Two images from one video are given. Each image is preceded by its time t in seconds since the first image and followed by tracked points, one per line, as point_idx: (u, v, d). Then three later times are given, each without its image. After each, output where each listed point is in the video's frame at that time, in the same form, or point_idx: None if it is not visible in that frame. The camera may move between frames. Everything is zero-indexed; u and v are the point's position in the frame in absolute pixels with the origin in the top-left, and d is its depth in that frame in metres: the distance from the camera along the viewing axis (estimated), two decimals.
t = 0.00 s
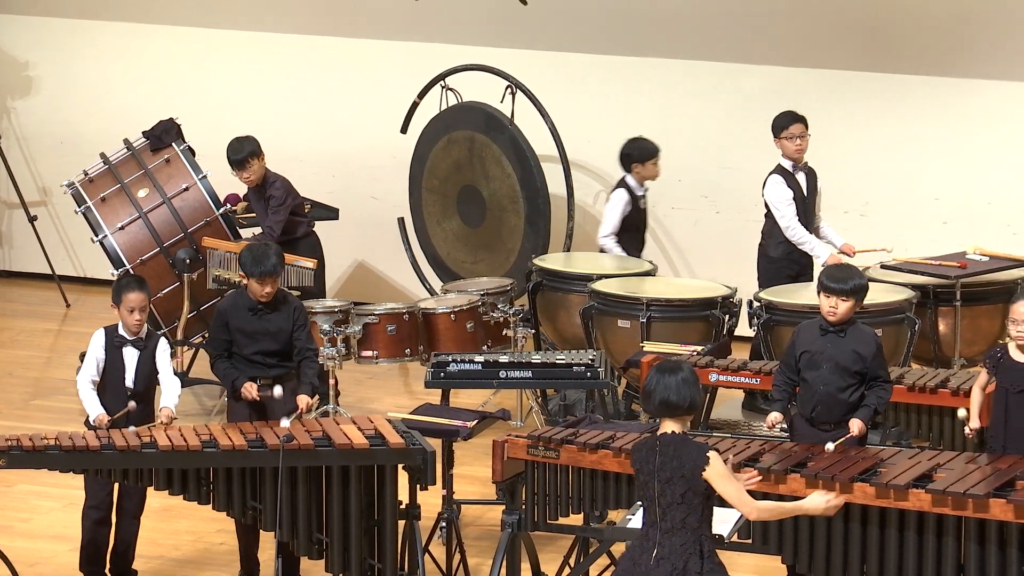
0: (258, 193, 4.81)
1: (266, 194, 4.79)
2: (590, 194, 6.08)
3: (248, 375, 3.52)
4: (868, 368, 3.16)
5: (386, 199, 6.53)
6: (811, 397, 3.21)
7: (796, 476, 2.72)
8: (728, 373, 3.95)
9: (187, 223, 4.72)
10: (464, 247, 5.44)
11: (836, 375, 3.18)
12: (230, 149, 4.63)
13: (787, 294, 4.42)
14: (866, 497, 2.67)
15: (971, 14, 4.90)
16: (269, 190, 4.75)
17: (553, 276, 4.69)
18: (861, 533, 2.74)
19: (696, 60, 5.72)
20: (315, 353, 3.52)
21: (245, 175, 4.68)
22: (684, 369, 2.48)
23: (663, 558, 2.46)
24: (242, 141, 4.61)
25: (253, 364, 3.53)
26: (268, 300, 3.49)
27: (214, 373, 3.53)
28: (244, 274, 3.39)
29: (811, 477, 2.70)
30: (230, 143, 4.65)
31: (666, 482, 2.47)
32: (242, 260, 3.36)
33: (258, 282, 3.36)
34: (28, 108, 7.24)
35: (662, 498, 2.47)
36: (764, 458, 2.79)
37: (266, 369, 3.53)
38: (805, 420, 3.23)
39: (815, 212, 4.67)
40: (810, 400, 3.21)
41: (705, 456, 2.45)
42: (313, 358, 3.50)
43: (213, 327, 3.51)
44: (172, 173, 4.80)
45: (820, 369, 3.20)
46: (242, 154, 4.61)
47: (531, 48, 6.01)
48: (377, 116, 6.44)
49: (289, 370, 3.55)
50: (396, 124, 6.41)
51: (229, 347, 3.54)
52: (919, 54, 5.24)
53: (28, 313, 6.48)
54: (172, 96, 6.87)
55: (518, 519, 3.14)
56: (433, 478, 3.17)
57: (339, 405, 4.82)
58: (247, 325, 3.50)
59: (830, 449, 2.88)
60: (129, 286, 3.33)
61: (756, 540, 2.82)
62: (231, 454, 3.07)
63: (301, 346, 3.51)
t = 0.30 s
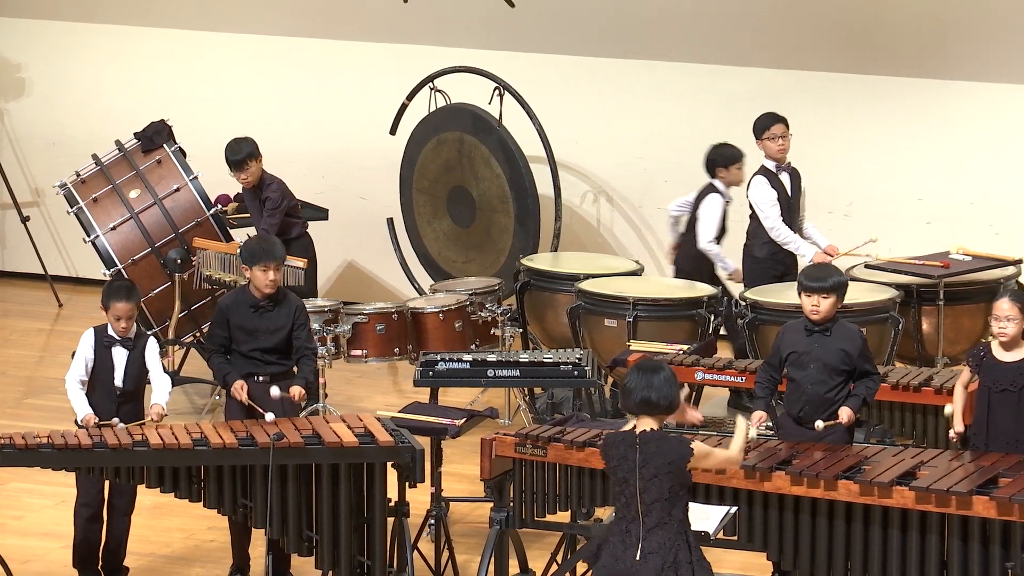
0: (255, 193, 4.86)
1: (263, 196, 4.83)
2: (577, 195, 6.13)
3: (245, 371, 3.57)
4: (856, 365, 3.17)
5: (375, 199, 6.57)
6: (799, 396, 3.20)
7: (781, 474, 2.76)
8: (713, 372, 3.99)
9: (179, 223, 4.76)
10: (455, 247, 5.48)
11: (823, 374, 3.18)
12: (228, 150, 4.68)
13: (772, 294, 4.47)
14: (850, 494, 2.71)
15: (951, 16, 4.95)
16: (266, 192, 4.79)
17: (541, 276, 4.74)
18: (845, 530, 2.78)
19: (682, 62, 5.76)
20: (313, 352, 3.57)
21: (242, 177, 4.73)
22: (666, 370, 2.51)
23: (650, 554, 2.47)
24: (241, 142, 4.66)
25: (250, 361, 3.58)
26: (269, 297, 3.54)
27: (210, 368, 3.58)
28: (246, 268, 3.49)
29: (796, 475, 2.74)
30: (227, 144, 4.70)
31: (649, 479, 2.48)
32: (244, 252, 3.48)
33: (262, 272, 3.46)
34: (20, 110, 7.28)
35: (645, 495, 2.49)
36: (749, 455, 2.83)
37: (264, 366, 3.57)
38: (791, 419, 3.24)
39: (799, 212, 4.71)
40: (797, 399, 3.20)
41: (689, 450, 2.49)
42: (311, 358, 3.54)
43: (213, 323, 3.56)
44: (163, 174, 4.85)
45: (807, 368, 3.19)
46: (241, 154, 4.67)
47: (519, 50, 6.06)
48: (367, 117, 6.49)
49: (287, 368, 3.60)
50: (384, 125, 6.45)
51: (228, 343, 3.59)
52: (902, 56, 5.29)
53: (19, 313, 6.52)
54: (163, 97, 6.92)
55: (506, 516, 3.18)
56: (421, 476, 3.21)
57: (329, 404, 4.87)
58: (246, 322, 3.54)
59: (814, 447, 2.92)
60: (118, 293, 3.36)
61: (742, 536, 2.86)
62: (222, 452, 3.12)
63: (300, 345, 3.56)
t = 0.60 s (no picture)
0: (256, 194, 4.87)
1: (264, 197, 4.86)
2: (566, 195, 6.16)
3: (240, 366, 3.60)
4: (842, 360, 3.21)
5: (366, 199, 6.61)
6: (785, 393, 3.23)
7: (768, 471, 2.79)
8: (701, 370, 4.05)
9: (171, 223, 4.81)
10: (447, 247, 5.52)
11: (809, 371, 3.21)
12: (232, 150, 4.71)
13: (759, 293, 4.51)
14: (836, 492, 2.74)
15: (937, 17, 5.00)
16: (268, 192, 4.81)
17: (530, 275, 4.77)
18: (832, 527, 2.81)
19: (671, 63, 5.80)
20: (308, 349, 3.62)
21: (246, 180, 4.75)
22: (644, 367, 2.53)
23: (631, 545, 2.51)
24: (244, 143, 4.69)
25: (245, 357, 3.61)
26: (267, 289, 3.60)
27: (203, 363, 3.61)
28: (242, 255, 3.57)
29: (783, 473, 2.77)
30: (231, 144, 4.73)
31: (627, 475, 2.52)
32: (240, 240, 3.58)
33: (258, 254, 3.55)
34: (13, 111, 7.32)
35: (622, 490, 2.53)
36: (736, 454, 2.87)
37: (258, 363, 3.61)
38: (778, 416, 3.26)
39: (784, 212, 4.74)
40: (784, 397, 3.23)
41: (663, 441, 2.53)
42: (306, 355, 3.60)
43: (209, 317, 3.60)
44: (155, 175, 4.88)
45: (793, 365, 3.23)
46: (244, 156, 4.69)
47: (509, 51, 6.09)
48: (358, 118, 6.52)
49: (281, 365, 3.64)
50: (375, 126, 6.49)
51: (223, 339, 3.63)
52: (889, 57, 5.33)
53: (12, 312, 6.55)
54: (156, 98, 6.95)
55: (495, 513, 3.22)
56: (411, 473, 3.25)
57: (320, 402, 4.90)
58: (243, 316, 3.59)
59: (801, 445, 2.95)
60: (110, 296, 3.43)
61: (731, 534, 2.90)
62: (214, 450, 3.16)
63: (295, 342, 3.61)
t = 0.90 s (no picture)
0: (257, 194, 4.91)
1: (266, 196, 4.90)
2: (555, 195, 6.20)
3: (231, 366, 3.63)
4: (824, 359, 3.23)
5: (357, 199, 6.64)
6: (767, 391, 3.26)
7: (755, 469, 2.83)
8: (689, 368, 4.06)
9: (163, 223, 4.84)
10: (437, 246, 5.56)
11: (791, 370, 3.24)
12: (235, 149, 4.72)
13: (746, 292, 4.56)
14: (823, 489, 2.77)
15: (922, 17, 5.04)
16: (269, 192, 4.86)
17: (519, 274, 4.81)
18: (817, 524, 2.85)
19: (661, 64, 5.84)
20: (297, 347, 3.63)
21: (248, 179, 4.78)
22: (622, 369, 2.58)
23: (610, 550, 2.54)
24: (246, 143, 4.71)
25: (236, 356, 3.64)
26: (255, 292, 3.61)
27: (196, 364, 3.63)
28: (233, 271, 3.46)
29: (770, 470, 2.80)
30: (234, 144, 4.74)
31: (607, 476, 2.56)
32: (234, 257, 3.44)
33: (247, 280, 3.44)
34: (6, 111, 7.35)
35: (602, 493, 2.56)
36: (723, 451, 2.90)
37: (249, 361, 3.63)
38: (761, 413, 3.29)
39: (768, 211, 4.78)
40: (766, 394, 3.26)
41: (645, 446, 2.58)
42: (295, 353, 3.60)
43: (200, 319, 3.61)
44: (147, 175, 4.91)
45: (775, 364, 3.26)
46: (247, 156, 4.71)
47: (499, 53, 6.13)
48: (348, 117, 6.56)
49: (273, 363, 3.66)
50: (366, 126, 6.53)
51: (214, 339, 3.65)
52: (875, 57, 5.37)
53: (5, 311, 6.58)
54: (149, 99, 6.99)
55: (486, 511, 3.27)
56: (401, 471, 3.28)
57: (311, 401, 4.94)
58: (232, 318, 3.61)
59: (788, 443, 2.98)
60: (105, 294, 3.41)
61: (717, 530, 2.94)
62: (205, 447, 3.18)
63: (285, 340, 3.62)
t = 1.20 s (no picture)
0: (257, 193, 4.95)
1: (266, 196, 4.94)
2: (544, 194, 6.26)
3: (224, 364, 3.64)
4: (796, 354, 3.26)
5: (349, 198, 6.68)
6: (744, 390, 3.29)
7: (743, 465, 2.86)
8: (678, 365, 4.06)
9: (155, 221, 4.88)
10: (426, 244, 5.59)
11: (765, 368, 3.26)
12: (236, 149, 4.75)
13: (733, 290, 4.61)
14: (811, 485, 2.80)
15: (907, 18, 5.10)
16: (269, 192, 4.90)
17: (508, 272, 4.85)
18: (805, 519, 2.88)
19: (651, 63, 5.89)
20: (289, 344, 3.66)
21: (250, 178, 4.82)
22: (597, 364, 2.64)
23: (586, 545, 2.59)
24: (249, 143, 4.73)
25: (229, 353, 3.65)
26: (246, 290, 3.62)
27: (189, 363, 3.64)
28: (227, 275, 3.45)
29: (758, 466, 2.83)
30: (236, 143, 4.77)
31: (585, 471, 2.59)
32: (226, 260, 3.43)
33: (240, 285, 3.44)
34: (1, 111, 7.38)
35: (580, 488, 2.60)
36: (712, 447, 2.93)
37: (242, 358, 3.65)
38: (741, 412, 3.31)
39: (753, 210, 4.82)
40: (744, 394, 3.28)
41: (623, 441, 2.61)
42: (287, 350, 3.64)
43: (192, 318, 3.62)
44: (140, 173, 4.95)
45: (749, 364, 3.27)
46: (249, 154, 4.74)
47: (491, 53, 6.17)
48: (339, 117, 6.60)
49: (265, 360, 3.68)
50: (357, 125, 6.56)
51: (206, 338, 3.66)
52: (862, 57, 5.42)
53: None
54: (142, 98, 7.03)
55: (476, 506, 3.30)
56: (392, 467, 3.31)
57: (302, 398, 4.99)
58: (225, 316, 3.61)
59: (775, 439, 3.00)
60: (96, 287, 3.45)
61: (705, 526, 2.96)
62: (198, 444, 3.18)
63: (276, 337, 3.65)
